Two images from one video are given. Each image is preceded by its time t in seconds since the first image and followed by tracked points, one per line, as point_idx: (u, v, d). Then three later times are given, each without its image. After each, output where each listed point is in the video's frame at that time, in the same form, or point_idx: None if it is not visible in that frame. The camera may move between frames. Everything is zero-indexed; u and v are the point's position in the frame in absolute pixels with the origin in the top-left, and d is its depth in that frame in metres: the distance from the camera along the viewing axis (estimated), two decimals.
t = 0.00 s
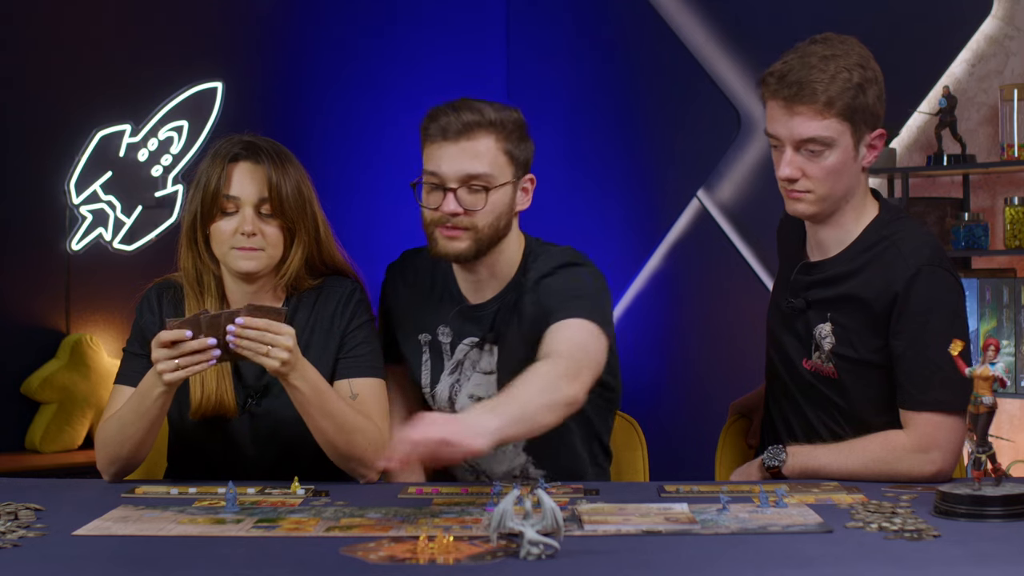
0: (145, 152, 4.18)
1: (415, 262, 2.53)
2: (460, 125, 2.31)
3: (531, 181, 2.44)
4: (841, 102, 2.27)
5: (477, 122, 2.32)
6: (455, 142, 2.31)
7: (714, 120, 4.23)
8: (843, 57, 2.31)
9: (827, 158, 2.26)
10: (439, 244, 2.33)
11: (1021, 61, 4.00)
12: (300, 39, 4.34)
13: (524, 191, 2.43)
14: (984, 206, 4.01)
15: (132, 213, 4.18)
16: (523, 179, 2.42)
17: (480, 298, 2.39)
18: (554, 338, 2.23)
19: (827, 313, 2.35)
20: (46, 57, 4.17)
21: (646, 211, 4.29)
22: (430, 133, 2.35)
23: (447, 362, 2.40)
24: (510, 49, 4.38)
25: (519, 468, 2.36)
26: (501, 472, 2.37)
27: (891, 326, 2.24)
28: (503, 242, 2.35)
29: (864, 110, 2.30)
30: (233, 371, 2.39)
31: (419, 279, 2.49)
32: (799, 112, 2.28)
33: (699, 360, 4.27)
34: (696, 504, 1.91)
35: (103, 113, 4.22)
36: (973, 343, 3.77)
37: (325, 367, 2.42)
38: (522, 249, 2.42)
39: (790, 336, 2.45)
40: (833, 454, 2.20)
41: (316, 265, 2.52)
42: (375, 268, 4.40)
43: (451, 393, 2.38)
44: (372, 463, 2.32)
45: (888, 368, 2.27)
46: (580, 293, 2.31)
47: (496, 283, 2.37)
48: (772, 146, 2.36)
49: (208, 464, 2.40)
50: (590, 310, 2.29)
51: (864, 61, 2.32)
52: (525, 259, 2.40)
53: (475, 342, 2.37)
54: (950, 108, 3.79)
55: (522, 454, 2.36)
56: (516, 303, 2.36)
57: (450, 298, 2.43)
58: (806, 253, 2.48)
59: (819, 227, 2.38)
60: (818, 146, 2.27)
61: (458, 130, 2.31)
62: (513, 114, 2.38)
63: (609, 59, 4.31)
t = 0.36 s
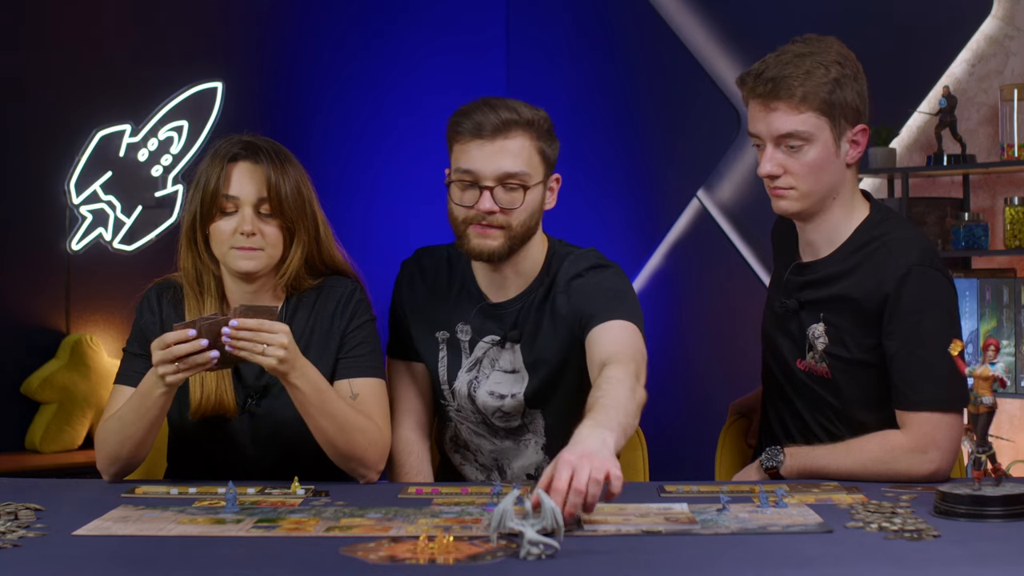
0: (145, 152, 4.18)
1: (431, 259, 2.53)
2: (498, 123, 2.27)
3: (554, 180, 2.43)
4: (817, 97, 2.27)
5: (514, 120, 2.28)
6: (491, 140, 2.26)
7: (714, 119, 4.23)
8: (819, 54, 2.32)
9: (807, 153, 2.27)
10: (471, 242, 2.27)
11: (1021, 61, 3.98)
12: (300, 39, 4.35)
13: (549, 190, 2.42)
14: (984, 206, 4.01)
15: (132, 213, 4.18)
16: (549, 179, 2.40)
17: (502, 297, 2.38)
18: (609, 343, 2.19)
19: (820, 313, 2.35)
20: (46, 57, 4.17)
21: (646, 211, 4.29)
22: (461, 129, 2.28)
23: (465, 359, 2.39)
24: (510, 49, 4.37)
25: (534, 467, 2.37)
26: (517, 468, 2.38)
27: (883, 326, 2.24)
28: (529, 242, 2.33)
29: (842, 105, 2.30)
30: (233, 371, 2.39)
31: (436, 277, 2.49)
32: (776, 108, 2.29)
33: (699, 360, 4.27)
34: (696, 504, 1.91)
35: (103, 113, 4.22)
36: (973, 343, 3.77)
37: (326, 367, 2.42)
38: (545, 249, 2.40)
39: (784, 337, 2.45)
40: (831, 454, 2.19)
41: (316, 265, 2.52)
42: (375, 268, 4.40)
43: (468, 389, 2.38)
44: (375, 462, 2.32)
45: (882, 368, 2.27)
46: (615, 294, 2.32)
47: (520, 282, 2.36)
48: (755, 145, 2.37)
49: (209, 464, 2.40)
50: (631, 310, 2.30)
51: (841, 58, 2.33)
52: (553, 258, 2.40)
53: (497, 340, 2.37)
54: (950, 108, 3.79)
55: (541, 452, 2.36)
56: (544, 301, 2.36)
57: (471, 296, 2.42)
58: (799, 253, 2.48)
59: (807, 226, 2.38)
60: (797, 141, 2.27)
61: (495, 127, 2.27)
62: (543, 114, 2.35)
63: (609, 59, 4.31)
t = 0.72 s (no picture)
0: (145, 152, 4.18)
1: (432, 258, 2.53)
2: (502, 120, 2.27)
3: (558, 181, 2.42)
4: (822, 98, 2.27)
5: (518, 119, 2.27)
6: (494, 138, 2.26)
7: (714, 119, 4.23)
8: (823, 54, 2.32)
9: (811, 154, 2.27)
10: (472, 240, 2.27)
11: (1021, 61, 3.97)
12: (300, 39, 4.35)
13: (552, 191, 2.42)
14: (984, 206, 4.01)
15: (132, 213, 4.18)
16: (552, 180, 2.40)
17: (504, 298, 2.38)
18: (611, 347, 2.17)
19: (821, 314, 2.35)
20: (46, 57, 4.17)
21: (646, 212, 4.29)
22: (466, 126, 2.29)
23: (466, 359, 2.39)
24: (510, 49, 4.37)
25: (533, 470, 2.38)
26: (516, 471, 2.39)
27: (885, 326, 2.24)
28: (531, 243, 2.32)
29: (846, 107, 2.31)
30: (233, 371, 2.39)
31: (440, 276, 2.49)
32: (780, 110, 2.29)
33: (699, 360, 4.27)
34: (696, 504, 1.91)
35: (103, 113, 4.22)
36: (973, 343, 3.77)
37: (325, 367, 2.42)
38: (546, 251, 2.40)
39: (785, 338, 2.45)
40: (832, 454, 2.19)
41: (316, 265, 2.52)
42: (375, 268, 4.41)
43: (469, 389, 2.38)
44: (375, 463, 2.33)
45: (883, 369, 2.27)
46: (617, 296, 2.29)
47: (522, 282, 2.36)
48: (758, 146, 2.36)
49: (209, 464, 2.40)
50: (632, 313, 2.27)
51: (845, 59, 2.33)
52: (554, 261, 2.39)
53: (497, 341, 2.36)
54: (950, 108, 3.79)
55: (539, 455, 2.36)
56: (544, 304, 2.35)
57: (473, 296, 2.42)
58: (800, 254, 2.49)
59: (809, 228, 2.38)
60: (802, 142, 2.27)
61: (499, 124, 2.27)
62: (549, 115, 2.36)
63: (609, 60, 4.31)
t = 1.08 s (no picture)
0: (145, 152, 4.18)
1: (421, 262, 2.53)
2: (468, 122, 2.27)
3: (540, 176, 2.40)
4: (827, 95, 2.27)
5: (485, 118, 2.28)
6: (463, 138, 2.26)
7: (714, 119, 4.23)
8: (829, 53, 2.32)
9: (815, 152, 2.27)
10: (452, 244, 2.28)
11: (1021, 61, 3.97)
12: (300, 39, 4.35)
13: (534, 186, 2.40)
14: (984, 206, 4.01)
15: (132, 213, 4.18)
16: (533, 174, 2.38)
17: (494, 297, 2.38)
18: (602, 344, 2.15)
19: (823, 313, 2.35)
20: (46, 57, 4.16)
21: (646, 211, 4.29)
22: (437, 131, 2.29)
23: (459, 359, 2.39)
24: (510, 49, 4.37)
25: (532, 469, 2.37)
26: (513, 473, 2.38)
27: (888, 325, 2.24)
28: (516, 238, 2.31)
29: (851, 106, 2.31)
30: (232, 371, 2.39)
31: (430, 277, 2.48)
32: (786, 106, 2.29)
33: (699, 359, 4.27)
34: (696, 504, 1.91)
35: (103, 113, 4.22)
36: (973, 343, 3.77)
37: (325, 368, 2.42)
38: (537, 249, 2.39)
39: (785, 337, 2.45)
40: (832, 454, 2.19)
41: (315, 265, 2.52)
42: (376, 269, 4.40)
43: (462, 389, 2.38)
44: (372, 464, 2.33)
45: (885, 368, 2.27)
46: (612, 293, 2.27)
47: (511, 281, 2.36)
48: (761, 143, 2.36)
49: (209, 464, 2.40)
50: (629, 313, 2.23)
51: (849, 57, 2.34)
52: (545, 260, 2.38)
53: (489, 339, 2.36)
54: (950, 108, 3.79)
55: (536, 454, 2.37)
56: (538, 297, 2.35)
57: (464, 296, 2.41)
58: (801, 253, 2.49)
59: (812, 227, 2.38)
60: (806, 139, 2.27)
61: (466, 126, 2.27)
62: (520, 110, 2.35)
63: (609, 60, 4.31)
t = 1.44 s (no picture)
0: (145, 152, 4.18)
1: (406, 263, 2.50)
2: (431, 125, 2.25)
3: (511, 178, 2.37)
4: (825, 94, 2.27)
5: (447, 121, 2.26)
6: (427, 141, 2.25)
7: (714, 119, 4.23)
8: (829, 52, 2.32)
9: (813, 150, 2.27)
10: (419, 247, 2.27)
11: (1021, 61, 3.96)
12: (300, 39, 4.35)
13: (505, 189, 2.36)
14: (984, 206, 4.01)
15: (132, 213, 4.18)
16: (502, 177, 2.35)
17: (467, 299, 2.33)
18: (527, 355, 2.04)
19: (824, 313, 2.36)
20: (46, 57, 4.16)
21: (646, 211, 4.29)
22: (404, 135, 2.28)
23: (433, 362, 2.35)
24: (510, 49, 4.38)
25: (510, 472, 2.32)
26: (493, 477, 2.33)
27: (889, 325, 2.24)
28: (484, 241, 2.28)
29: (849, 105, 2.31)
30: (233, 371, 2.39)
31: (412, 279, 2.45)
32: (783, 104, 2.29)
33: (699, 359, 4.27)
34: (696, 504, 1.91)
35: (103, 113, 4.22)
36: (973, 343, 3.77)
37: (325, 368, 2.43)
38: (509, 249, 2.35)
39: (786, 337, 2.45)
40: (832, 455, 2.20)
41: (314, 266, 2.53)
42: (376, 270, 4.40)
43: (436, 392, 2.35)
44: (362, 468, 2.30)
45: (886, 368, 2.27)
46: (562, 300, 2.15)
47: (483, 285, 2.31)
48: (760, 142, 2.36)
49: (210, 465, 2.40)
50: (573, 320, 2.11)
51: (849, 57, 2.34)
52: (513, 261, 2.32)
53: (461, 344, 2.32)
54: (949, 108, 3.79)
55: (511, 459, 2.32)
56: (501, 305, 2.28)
57: (439, 299, 2.38)
58: (802, 253, 2.49)
59: (812, 227, 2.38)
60: (804, 138, 2.27)
61: (430, 129, 2.26)
62: (489, 115, 2.33)
63: (609, 60, 4.31)
